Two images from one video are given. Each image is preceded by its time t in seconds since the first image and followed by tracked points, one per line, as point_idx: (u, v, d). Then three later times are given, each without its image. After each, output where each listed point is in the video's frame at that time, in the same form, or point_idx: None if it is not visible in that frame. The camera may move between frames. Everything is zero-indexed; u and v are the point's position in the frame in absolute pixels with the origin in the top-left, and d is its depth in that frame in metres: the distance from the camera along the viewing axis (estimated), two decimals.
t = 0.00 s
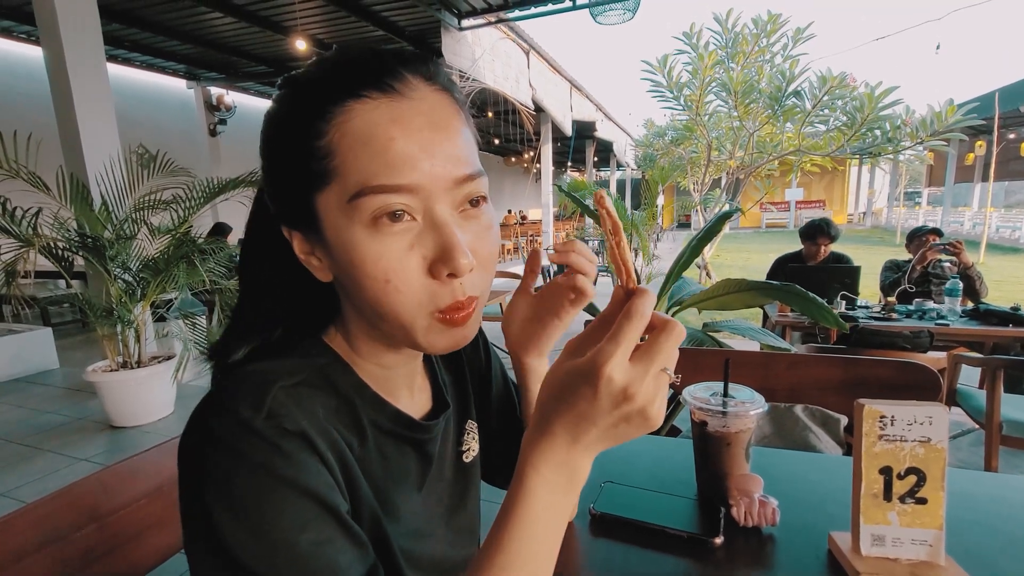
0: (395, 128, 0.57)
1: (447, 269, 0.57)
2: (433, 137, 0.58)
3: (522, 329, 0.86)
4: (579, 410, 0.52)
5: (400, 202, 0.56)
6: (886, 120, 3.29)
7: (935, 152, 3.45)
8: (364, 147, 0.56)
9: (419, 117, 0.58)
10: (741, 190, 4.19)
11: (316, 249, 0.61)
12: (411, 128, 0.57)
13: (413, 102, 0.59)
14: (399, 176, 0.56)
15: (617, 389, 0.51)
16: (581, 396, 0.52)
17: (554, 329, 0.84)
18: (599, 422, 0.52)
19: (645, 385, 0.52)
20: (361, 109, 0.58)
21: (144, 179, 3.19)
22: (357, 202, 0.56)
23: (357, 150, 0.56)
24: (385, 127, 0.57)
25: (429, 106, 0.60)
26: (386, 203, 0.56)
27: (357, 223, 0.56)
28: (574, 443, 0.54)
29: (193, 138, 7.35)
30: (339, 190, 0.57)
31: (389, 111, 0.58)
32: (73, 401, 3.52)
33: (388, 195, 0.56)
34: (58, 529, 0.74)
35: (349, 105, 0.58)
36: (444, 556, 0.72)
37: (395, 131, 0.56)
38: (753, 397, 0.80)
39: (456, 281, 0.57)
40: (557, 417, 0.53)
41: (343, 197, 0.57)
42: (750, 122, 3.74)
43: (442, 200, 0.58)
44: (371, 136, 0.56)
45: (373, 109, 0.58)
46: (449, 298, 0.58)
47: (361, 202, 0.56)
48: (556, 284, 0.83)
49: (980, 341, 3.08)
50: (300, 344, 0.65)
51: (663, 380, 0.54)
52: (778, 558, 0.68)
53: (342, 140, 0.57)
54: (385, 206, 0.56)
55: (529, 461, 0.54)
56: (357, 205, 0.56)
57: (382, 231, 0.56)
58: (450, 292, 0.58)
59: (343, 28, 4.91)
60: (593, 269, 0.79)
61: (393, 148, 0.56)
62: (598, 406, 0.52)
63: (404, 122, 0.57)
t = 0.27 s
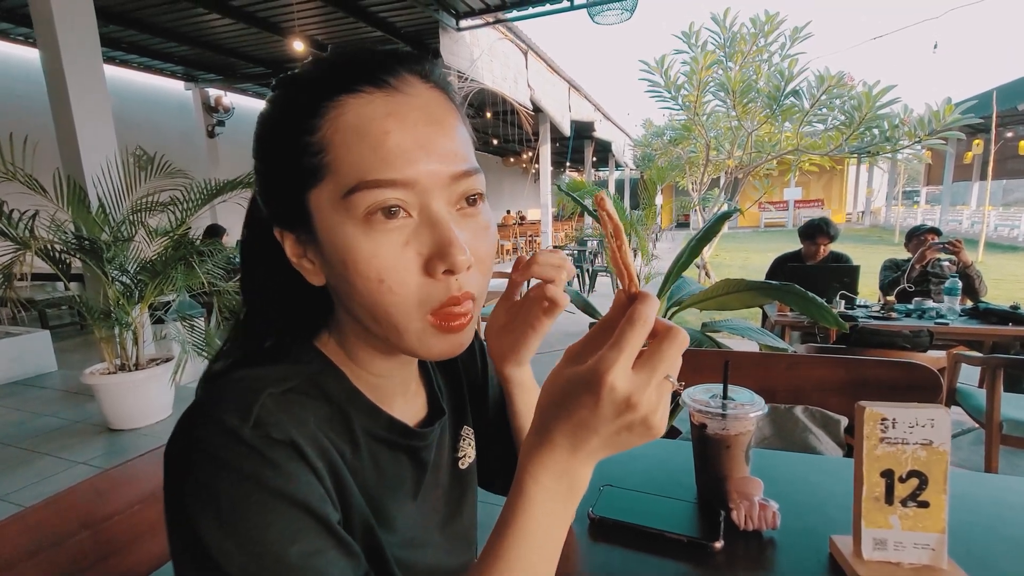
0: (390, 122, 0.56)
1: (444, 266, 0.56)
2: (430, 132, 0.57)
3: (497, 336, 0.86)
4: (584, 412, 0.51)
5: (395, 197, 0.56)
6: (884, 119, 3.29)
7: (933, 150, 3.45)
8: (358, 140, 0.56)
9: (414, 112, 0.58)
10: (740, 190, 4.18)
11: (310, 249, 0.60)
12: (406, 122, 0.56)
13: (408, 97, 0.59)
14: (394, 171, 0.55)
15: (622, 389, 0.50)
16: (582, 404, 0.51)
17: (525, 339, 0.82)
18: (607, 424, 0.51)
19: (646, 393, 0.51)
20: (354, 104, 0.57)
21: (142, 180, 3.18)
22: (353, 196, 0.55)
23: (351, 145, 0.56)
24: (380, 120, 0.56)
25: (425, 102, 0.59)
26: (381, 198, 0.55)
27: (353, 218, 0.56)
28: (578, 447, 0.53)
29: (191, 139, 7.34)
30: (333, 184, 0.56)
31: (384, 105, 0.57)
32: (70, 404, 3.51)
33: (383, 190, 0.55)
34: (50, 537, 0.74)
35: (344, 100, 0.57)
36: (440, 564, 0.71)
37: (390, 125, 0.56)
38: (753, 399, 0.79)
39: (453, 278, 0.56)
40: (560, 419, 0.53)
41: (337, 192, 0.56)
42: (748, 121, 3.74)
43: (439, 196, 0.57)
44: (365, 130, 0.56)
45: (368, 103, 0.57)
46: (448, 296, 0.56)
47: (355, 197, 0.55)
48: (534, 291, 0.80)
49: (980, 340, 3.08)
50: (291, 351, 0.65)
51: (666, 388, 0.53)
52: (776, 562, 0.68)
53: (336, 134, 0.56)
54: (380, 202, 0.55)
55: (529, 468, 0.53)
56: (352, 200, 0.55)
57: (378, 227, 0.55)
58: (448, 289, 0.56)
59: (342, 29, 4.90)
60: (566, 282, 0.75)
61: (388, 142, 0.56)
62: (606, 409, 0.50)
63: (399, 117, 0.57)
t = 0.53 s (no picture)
0: (387, 118, 0.56)
1: (442, 263, 0.55)
2: (428, 129, 0.57)
3: (518, 334, 0.86)
4: (586, 412, 0.51)
5: (394, 194, 0.55)
6: (883, 118, 3.29)
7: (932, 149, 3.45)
8: (354, 138, 0.55)
9: (411, 109, 0.57)
10: (739, 189, 4.18)
11: (308, 249, 0.60)
12: (403, 118, 0.56)
13: (405, 94, 0.58)
14: (392, 168, 0.55)
15: (624, 389, 0.50)
16: (585, 405, 0.51)
17: (551, 332, 0.84)
18: (610, 424, 0.51)
19: (649, 394, 0.51)
20: (350, 101, 0.57)
21: (139, 180, 3.18)
22: (350, 194, 0.55)
23: (347, 142, 0.55)
24: (377, 117, 0.56)
25: (422, 99, 0.59)
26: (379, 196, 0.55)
27: (350, 216, 0.55)
28: (580, 447, 0.53)
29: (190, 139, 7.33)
30: (330, 183, 0.56)
31: (381, 102, 0.57)
32: (68, 404, 3.50)
33: (381, 187, 0.55)
34: (46, 538, 0.73)
35: (341, 97, 0.57)
36: (438, 565, 0.71)
37: (386, 122, 0.55)
38: (751, 399, 0.79)
39: (452, 275, 0.56)
40: (562, 419, 0.53)
41: (334, 191, 0.56)
42: (747, 120, 3.73)
43: (436, 193, 0.57)
44: (361, 127, 0.55)
45: (364, 100, 0.57)
46: (448, 294, 0.56)
47: (352, 196, 0.55)
48: (549, 286, 0.84)
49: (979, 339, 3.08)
50: (289, 351, 0.65)
51: (668, 391, 0.53)
52: (775, 562, 0.68)
53: (333, 132, 0.56)
54: (377, 199, 0.55)
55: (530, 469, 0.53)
56: (349, 199, 0.55)
57: (376, 225, 0.55)
58: (448, 287, 0.56)
59: (340, 27, 4.89)
60: (585, 275, 0.80)
61: (384, 139, 0.55)
62: (610, 408, 0.50)
63: (396, 113, 0.56)
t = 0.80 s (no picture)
0: (375, 114, 0.55)
1: (437, 258, 0.55)
2: (418, 124, 0.57)
3: (523, 329, 0.87)
4: (588, 409, 0.51)
5: (387, 191, 0.55)
6: (882, 113, 3.29)
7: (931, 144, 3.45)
8: (344, 135, 0.55)
9: (400, 103, 0.57)
10: (738, 185, 4.18)
11: (305, 249, 0.60)
12: (392, 113, 0.56)
13: (394, 88, 0.58)
14: (382, 164, 0.55)
15: (625, 385, 0.50)
16: (586, 403, 0.51)
17: (557, 326, 0.85)
18: (613, 422, 0.51)
19: (651, 391, 0.51)
20: (339, 98, 0.56)
21: (137, 176, 3.16)
22: (341, 193, 0.55)
23: (336, 140, 0.55)
24: (366, 114, 0.55)
25: (411, 93, 0.59)
26: (371, 193, 0.55)
27: (342, 216, 0.55)
28: (583, 445, 0.52)
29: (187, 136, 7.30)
30: (322, 183, 0.56)
31: (369, 97, 0.56)
32: (67, 401, 3.49)
33: (373, 184, 0.54)
34: (45, 536, 0.73)
35: (329, 94, 0.57)
36: (438, 563, 0.71)
37: (374, 118, 0.55)
38: (750, 395, 0.79)
39: (448, 271, 0.56)
40: (563, 417, 0.53)
41: (326, 190, 0.55)
42: (746, 116, 3.73)
43: (429, 188, 0.57)
44: (351, 125, 0.55)
45: (352, 96, 0.56)
46: (446, 290, 0.56)
47: (343, 194, 0.55)
48: (554, 280, 0.84)
49: (977, 334, 3.09)
50: (289, 348, 0.65)
51: (672, 390, 0.53)
52: (775, 557, 0.68)
53: (322, 130, 0.56)
54: (368, 198, 0.55)
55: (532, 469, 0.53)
56: (341, 198, 0.55)
57: (369, 224, 0.55)
58: (444, 283, 0.56)
59: (338, 23, 4.87)
60: (589, 269, 0.80)
61: (373, 135, 0.55)
62: (613, 405, 0.50)
63: (384, 109, 0.56)
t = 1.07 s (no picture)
0: (383, 115, 0.55)
1: (452, 260, 0.55)
2: (424, 122, 0.56)
3: (527, 321, 0.87)
4: (590, 404, 0.51)
5: (398, 194, 0.55)
6: (880, 105, 3.29)
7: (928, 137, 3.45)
8: (351, 137, 0.54)
9: (405, 102, 0.56)
10: (735, 177, 4.17)
11: (310, 251, 0.60)
12: (398, 112, 0.55)
13: (396, 86, 0.57)
14: (392, 167, 0.54)
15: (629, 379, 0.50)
16: (589, 398, 0.51)
17: (562, 318, 0.85)
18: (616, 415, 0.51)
19: (655, 385, 0.51)
20: (342, 98, 0.56)
21: (132, 171, 3.14)
22: (351, 197, 0.54)
23: (344, 142, 0.54)
24: (371, 113, 0.55)
25: (415, 90, 0.58)
26: (382, 197, 0.54)
27: (353, 219, 0.55)
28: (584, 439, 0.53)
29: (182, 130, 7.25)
30: (329, 186, 0.55)
31: (374, 97, 0.56)
32: (65, 397, 3.49)
33: (384, 188, 0.54)
34: (46, 532, 0.73)
35: (330, 94, 0.56)
36: (438, 556, 0.72)
37: (381, 118, 0.55)
38: (748, 388, 0.79)
39: (463, 271, 0.56)
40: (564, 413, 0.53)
41: (334, 194, 0.55)
42: (744, 108, 3.72)
43: (440, 187, 0.57)
44: (356, 126, 0.54)
45: (356, 96, 0.56)
46: (458, 290, 0.56)
47: (354, 198, 0.54)
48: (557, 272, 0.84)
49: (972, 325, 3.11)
50: (291, 343, 0.64)
51: (674, 385, 0.53)
52: (773, 548, 0.68)
53: (327, 131, 0.55)
54: (379, 201, 0.54)
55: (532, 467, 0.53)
56: (350, 201, 0.54)
57: (380, 227, 0.55)
58: (456, 283, 0.56)
59: (334, 15, 4.83)
60: (594, 263, 0.80)
61: (382, 137, 0.54)
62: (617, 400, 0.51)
63: (389, 108, 0.55)
